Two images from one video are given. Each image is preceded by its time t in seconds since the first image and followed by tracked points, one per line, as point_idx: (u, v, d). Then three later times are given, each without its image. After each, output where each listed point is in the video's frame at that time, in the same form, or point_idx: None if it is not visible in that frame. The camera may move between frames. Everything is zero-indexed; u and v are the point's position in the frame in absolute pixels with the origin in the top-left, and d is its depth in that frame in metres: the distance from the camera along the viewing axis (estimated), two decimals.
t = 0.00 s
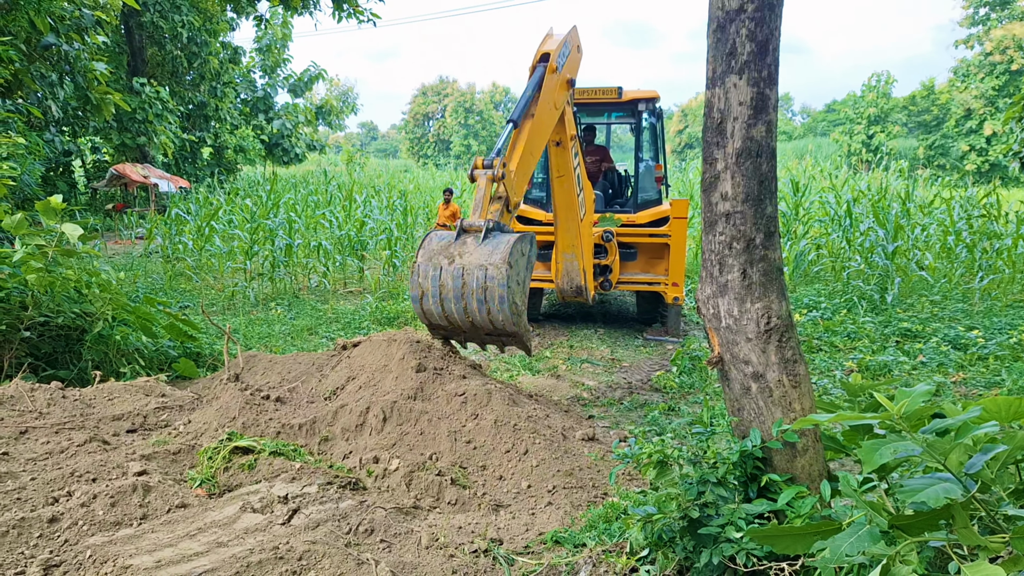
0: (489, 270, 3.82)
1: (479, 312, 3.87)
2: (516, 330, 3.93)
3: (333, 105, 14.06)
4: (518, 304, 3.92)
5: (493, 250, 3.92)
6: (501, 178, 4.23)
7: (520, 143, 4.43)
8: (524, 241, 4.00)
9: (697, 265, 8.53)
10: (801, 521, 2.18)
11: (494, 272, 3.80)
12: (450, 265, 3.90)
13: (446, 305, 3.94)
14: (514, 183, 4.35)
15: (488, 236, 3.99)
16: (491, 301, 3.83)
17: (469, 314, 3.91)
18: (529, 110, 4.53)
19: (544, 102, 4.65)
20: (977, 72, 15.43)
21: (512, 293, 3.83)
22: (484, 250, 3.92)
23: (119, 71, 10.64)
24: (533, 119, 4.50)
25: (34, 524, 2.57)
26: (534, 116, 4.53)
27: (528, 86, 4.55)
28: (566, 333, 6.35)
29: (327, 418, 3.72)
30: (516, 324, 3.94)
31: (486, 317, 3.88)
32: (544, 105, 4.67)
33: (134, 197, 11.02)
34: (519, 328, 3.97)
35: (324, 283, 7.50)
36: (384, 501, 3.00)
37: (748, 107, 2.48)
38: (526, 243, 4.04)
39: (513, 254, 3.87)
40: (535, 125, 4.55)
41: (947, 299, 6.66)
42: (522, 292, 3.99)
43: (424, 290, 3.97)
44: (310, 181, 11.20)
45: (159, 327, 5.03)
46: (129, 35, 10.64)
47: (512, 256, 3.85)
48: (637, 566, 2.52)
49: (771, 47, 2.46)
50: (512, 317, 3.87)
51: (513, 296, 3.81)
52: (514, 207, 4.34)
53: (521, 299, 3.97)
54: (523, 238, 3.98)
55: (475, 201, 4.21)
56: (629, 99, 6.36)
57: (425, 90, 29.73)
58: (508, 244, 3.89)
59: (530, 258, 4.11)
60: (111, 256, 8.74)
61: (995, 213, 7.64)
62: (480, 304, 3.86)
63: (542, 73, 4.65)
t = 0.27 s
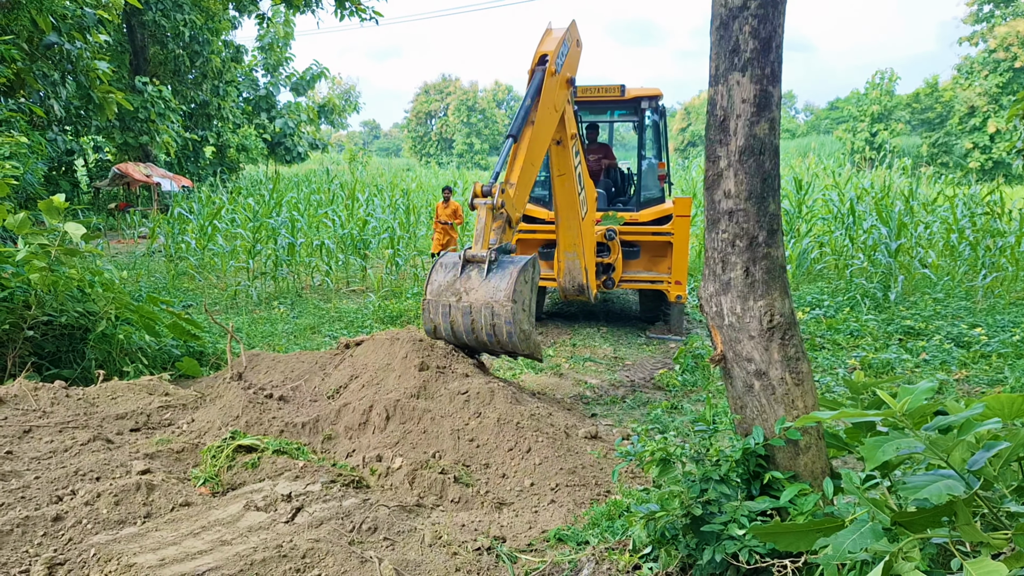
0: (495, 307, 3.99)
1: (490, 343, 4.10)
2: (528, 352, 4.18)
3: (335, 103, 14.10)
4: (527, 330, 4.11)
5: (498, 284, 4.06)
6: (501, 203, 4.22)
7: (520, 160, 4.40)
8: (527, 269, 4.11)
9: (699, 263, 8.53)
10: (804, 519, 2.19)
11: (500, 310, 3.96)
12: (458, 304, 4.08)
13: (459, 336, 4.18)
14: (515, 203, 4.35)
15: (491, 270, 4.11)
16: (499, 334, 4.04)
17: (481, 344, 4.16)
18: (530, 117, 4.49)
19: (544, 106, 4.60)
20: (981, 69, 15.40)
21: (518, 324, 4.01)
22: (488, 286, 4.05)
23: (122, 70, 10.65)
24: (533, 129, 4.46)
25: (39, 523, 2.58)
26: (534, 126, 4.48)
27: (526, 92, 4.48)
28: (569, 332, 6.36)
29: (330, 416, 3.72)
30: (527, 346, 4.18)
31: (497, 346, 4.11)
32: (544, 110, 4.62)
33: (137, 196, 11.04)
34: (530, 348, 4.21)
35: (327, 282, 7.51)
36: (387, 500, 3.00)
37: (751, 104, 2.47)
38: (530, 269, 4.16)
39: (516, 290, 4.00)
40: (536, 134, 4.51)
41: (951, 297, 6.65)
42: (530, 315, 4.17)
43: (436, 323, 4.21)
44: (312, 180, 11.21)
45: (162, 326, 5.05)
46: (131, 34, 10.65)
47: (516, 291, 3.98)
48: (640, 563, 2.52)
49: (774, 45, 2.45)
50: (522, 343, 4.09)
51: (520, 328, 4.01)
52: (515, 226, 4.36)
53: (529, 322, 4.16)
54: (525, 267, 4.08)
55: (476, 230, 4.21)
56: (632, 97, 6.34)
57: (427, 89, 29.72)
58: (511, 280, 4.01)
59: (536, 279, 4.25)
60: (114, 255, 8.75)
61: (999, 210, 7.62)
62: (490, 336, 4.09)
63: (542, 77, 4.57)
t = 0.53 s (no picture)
0: (480, 322, 4.00)
1: (476, 356, 4.14)
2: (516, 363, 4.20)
3: (335, 102, 14.09)
4: (513, 342, 4.13)
5: (483, 298, 4.08)
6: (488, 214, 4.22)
7: (508, 169, 4.39)
8: (513, 282, 4.12)
9: (700, 259, 8.52)
10: (806, 514, 2.18)
11: (484, 325, 3.98)
12: (443, 318, 4.11)
13: (446, 349, 4.22)
14: (503, 213, 4.35)
15: (476, 283, 4.12)
16: (485, 347, 4.06)
17: (468, 357, 4.20)
18: (518, 124, 4.46)
19: (533, 112, 4.57)
20: (980, 64, 15.38)
21: (503, 337, 4.03)
22: (473, 300, 4.07)
23: (121, 71, 10.65)
24: (521, 137, 4.44)
25: (41, 525, 2.58)
26: (522, 134, 4.46)
27: (514, 99, 4.44)
28: (570, 329, 6.35)
29: (331, 416, 3.72)
30: (514, 358, 4.21)
31: (483, 359, 4.14)
32: (534, 116, 4.58)
33: (137, 197, 11.04)
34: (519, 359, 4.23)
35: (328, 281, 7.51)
36: (389, 499, 3.00)
37: (751, 101, 2.46)
38: (516, 281, 4.16)
39: (500, 304, 4.01)
40: (524, 142, 4.49)
41: (951, 291, 6.64)
42: (517, 327, 4.19)
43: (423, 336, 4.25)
44: (312, 179, 11.20)
45: (164, 327, 5.06)
46: (130, 35, 10.65)
47: (501, 305, 3.99)
48: (643, 561, 2.52)
49: (773, 41, 2.44)
50: (509, 355, 4.11)
51: (505, 342, 4.03)
52: (503, 234, 4.37)
53: (516, 333, 4.18)
54: (510, 281, 4.08)
55: (462, 242, 4.19)
56: (631, 94, 6.32)
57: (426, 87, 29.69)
58: (496, 294, 4.02)
59: (523, 289, 4.25)
60: (114, 256, 8.75)
61: (999, 204, 7.61)
62: (476, 350, 4.12)
63: (530, 83, 4.52)
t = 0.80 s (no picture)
0: (463, 321, 3.94)
1: (459, 357, 4.07)
2: (499, 366, 4.12)
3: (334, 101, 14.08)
4: (497, 344, 4.05)
5: (467, 297, 4.01)
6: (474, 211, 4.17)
7: (499, 171, 4.41)
8: (499, 281, 4.04)
9: (699, 258, 8.52)
10: (806, 513, 2.17)
11: (467, 324, 3.92)
12: (425, 317, 4.05)
13: (428, 349, 4.15)
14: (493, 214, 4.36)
15: (460, 281, 4.05)
16: (469, 348, 3.99)
17: (450, 359, 4.12)
18: (510, 127, 4.51)
19: (526, 116, 4.61)
20: (978, 63, 15.41)
21: (487, 338, 3.95)
22: (456, 298, 4.00)
23: (119, 70, 10.63)
24: (513, 140, 4.47)
25: (38, 526, 2.57)
26: (514, 136, 4.49)
27: (507, 101, 4.48)
28: (569, 328, 6.35)
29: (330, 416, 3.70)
30: (498, 360, 4.13)
31: (466, 361, 4.07)
32: (526, 120, 4.62)
33: (135, 196, 11.01)
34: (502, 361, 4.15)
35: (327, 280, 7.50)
36: (389, 499, 2.99)
37: (749, 101, 2.46)
38: (502, 280, 4.08)
39: (484, 303, 3.94)
40: (516, 144, 4.52)
41: (950, 290, 6.64)
42: (502, 327, 4.11)
43: (405, 336, 4.20)
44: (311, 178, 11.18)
45: (162, 327, 5.05)
46: (128, 33, 10.62)
47: (485, 304, 3.92)
48: (642, 560, 2.51)
49: (772, 41, 2.43)
50: (492, 356, 4.04)
51: (489, 343, 3.96)
52: (491, 235, 4.34)
53: (501, 334, 4.10)
54: (496, 279, 4.02)
55: (447, 240, 4.13)
56: (631, 93, 6.31)
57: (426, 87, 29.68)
58: (480, 293, 3.96)
59: (510, 289, 4.18)
60: (113, 255, 8.74)
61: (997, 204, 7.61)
62: (458, 351, 4.04)
63: (524, 87, 4.56)
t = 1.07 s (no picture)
0: (443, 321, 3.91)
1: (438, 359, 4.03)
2: (479, 369, 4.07)
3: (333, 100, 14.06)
4: (478, 346, 4.01)
5: (448, 296, 3.99)
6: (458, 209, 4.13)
7: (487, 173, 4.41)
8: (481, 281, 4.01)
9: (698, 258, 8.51)
10: (805, 513, 2.17)
11: (447, 323, 3.89)
12: (405, 316, 4.03)
13: (407, 350, 4.12)
14: (481, 216, 4.35)
15: (442, 281, 4.03)
16: (448, 349, 3.96)
17: (430, 360, 4.09)
18: (499, 130, 4.49)
19: (516, 120, 4.61)
20: (976, 63, 15.42)
21: (467, 339, 3.92)
22: (437, 298, 3.98)
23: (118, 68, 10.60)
24: (502, 143, 4.46)
25: (35, 527, 2.56)
26: (503, 139, 4.49)
27: (497, 104, 4.48)
28: (568, 327, 6.34)
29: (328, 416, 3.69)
30: (480, 363, 4.09)
31: (446, 363, 4.03)
32: (517, 124, 4.62)
33: (134, 194, 10.98)
34: (483, 366, 4.10)
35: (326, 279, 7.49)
36: (388, 499, 2.98)
37: (749, 100, 2.45)
38: (485, 281, 4.05)
39: (465, 303, 3.91)
40: (505, 147, 4.52)
41: (948, 289, 6.64)
42: (484, 330, 4.07)
43: (384, 337, 4.17)
44: (309, 177, 11.16)
45: (160, 326, 5.03)
46: (126, 32, 10.59)
47: (465, 303, 3.90)
48: (642, 560, 2.51)
49: (771, 40, 2.43)
50: (472, 359, 4.00)
51: (468, 344, 3.93)
52: (477, 236, 4.31)
53: (483, 337, 4.06)
54: (478, 279, 3.98)
55: (429, 239, 4.07)
56: (630, 92, 6.30)
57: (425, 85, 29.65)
58: (461, 292, 3.93)
59: (493, 291, 4.13)
60: (111, 254, 8.71)
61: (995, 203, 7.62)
62: (438, 352, 4.01)
63: (514, 91, 4.57)
